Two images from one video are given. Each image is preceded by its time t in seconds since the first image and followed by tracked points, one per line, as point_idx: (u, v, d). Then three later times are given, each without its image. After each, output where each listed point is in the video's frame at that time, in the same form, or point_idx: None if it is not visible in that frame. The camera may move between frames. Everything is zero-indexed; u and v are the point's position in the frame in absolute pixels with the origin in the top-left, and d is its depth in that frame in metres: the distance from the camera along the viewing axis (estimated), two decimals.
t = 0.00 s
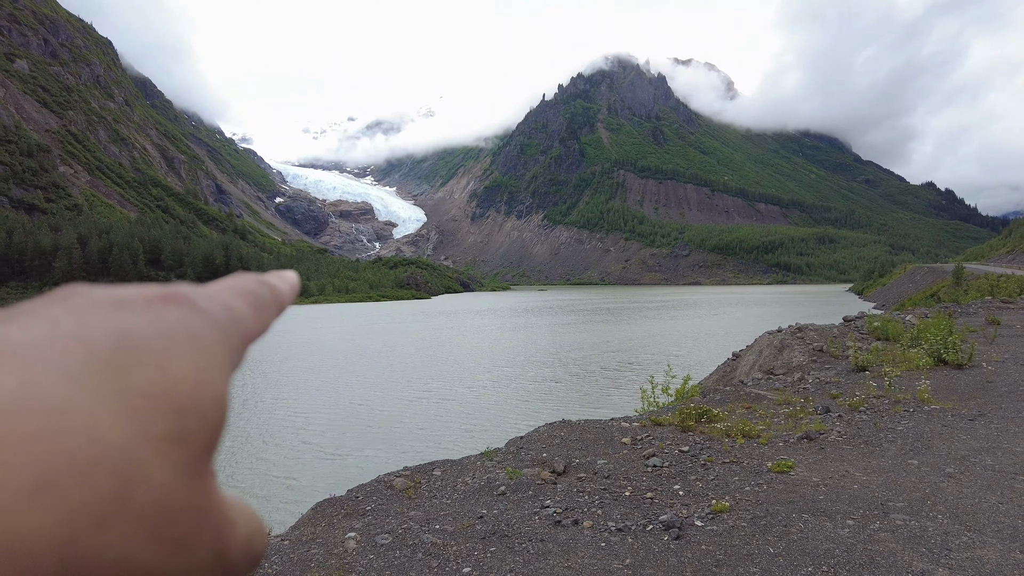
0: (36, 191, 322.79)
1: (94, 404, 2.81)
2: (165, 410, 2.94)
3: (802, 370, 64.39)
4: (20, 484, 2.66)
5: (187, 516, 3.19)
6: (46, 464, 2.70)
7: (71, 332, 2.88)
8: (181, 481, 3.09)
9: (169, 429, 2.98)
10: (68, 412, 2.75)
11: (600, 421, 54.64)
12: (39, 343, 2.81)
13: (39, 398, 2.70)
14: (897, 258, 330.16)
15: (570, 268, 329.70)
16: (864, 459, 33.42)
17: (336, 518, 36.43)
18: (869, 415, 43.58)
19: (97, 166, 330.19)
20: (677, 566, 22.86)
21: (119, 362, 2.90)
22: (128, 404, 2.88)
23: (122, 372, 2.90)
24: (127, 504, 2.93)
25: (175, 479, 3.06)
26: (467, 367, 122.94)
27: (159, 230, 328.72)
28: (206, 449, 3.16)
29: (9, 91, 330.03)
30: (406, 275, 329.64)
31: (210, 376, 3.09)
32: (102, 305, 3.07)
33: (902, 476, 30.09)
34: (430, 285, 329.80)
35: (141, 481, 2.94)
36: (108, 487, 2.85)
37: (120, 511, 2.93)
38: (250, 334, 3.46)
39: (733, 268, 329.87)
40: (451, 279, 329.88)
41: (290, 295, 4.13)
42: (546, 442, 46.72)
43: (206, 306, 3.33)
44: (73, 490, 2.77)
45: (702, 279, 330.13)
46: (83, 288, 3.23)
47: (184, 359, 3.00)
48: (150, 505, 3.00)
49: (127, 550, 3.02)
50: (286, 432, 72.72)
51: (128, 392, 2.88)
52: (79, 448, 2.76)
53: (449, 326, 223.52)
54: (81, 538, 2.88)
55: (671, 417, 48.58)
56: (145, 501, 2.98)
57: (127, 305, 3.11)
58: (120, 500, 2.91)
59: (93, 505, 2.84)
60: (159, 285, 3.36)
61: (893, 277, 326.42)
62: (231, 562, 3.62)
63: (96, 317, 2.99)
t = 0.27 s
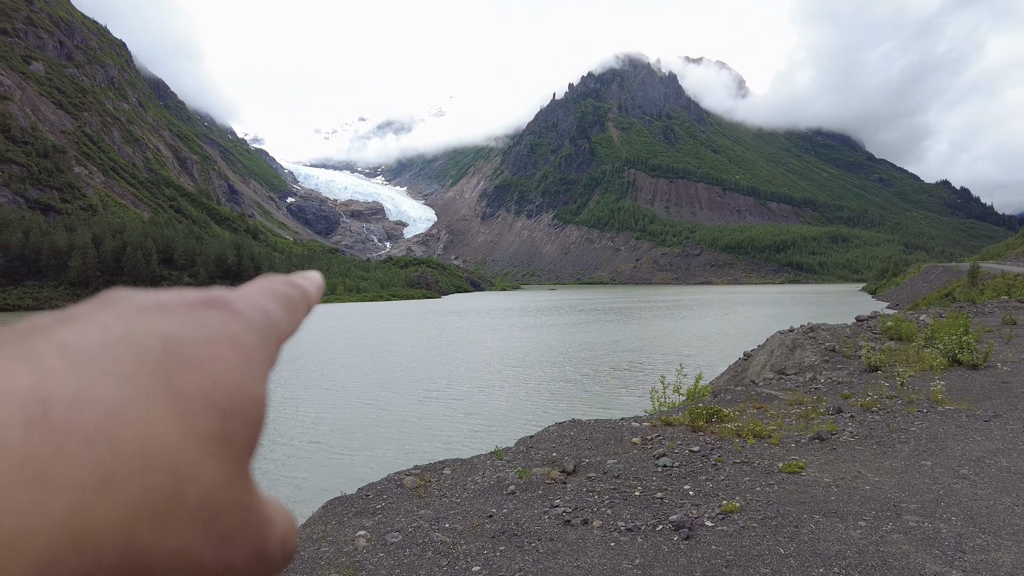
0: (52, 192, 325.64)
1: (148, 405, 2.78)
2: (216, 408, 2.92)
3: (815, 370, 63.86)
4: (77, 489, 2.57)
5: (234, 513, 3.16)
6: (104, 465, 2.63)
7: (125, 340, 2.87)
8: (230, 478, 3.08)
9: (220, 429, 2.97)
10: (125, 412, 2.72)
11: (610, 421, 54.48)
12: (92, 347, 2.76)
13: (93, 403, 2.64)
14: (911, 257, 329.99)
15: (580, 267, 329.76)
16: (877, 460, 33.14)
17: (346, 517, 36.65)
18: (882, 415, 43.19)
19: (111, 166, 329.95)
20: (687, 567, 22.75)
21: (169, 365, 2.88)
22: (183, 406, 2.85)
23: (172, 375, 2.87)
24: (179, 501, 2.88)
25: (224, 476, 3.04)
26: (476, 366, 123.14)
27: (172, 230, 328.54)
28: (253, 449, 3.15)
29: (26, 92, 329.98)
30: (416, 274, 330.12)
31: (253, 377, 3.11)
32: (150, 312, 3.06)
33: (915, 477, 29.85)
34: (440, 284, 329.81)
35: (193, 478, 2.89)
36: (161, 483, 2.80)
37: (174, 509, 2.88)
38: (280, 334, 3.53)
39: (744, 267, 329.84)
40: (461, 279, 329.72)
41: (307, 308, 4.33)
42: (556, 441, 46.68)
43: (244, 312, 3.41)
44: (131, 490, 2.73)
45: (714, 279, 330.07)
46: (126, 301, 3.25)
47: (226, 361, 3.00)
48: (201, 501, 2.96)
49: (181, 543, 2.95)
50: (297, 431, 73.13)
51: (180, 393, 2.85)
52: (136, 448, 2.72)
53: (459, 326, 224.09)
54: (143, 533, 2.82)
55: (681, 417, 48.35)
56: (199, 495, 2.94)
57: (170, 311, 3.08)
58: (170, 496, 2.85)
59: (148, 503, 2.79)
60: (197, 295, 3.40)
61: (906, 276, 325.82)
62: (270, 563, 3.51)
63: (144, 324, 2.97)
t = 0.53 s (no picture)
0: (65, 194, 327.47)
1: (176, 420, 2.54)
2: (244, 422, 2.73)
3: (825, 370, 63.37)
4: (104, 505, 2.36)
5: (257, 521, 3.02)
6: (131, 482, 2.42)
7: (153, 348, 2.59)
8: (255, 491, 2.91)
9: (246, 440, 2.77)
10: (152, 428, 2.48)
11: (619, 421, 54.35)
12: (120, 357, 2.51)
13: (120, 419, 2.40)
14: (924, 256, 330.02)
15: (589, 267, 329.84)
16: (889, 461, 32.84)
17: (356, 515, 36.88)
18: (894, 416, 42.84)
19: (123, 166, 330.03)
20: (696, 568, 22.67)
21: (200, 376, 2.64)
22: (213, 421, 2.63)
23: (204, 386, 2.63)
24: (205, 515, 2.69)
25: (251, 487, 2.88)
26: (484, 366, 123.23)
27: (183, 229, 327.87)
28: (277, 458, 2.99)
29: (39, 92, 330.06)
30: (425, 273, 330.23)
31: (279, 387, 2.92)
32: (178, 320, 2.78)
33: (928, 478, 29.62)
34: (450, 284, 329.84)
35: (221, 492, 2.71)
36: (191, 498, 2.61)
37: (201, 524, 2.69)
38: (302, 339, 3.34)
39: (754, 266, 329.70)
40: (470, 278, 329.72)
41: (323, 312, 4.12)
42: (565, 441, 46.68)
43: (267, 320, 3.19)
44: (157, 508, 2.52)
45: (723, 278, 329.96)
46: (149, 304, 2.95)
47: (256, 371, 2.81)
48: (228, 513, 2.78)
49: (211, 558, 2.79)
50: (307, 430, 73.48)
51: (209, 407, 2.63)
52: (166, 465, 2.50)
53: (468, 325, 224.47)
54: (171, 547, 2.62)
55: (691, 417, 48.13)
56: (226, 509, 2.76)
57: (198, 321, 2.83)
58: (199, 507, 2.64)
59: (176, 520, 2.59)
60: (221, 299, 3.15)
61: (919, 276, 325.01)
62: (291, 570, 3.36)
63: (174, 333, 2.69)
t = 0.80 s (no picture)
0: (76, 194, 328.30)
1: (240, 405, 2.57)
2: (302, 410, 2.75)
3: (835, 370, 62.98)
4: (179, 487, 2.39)
5: (323, 512, 2.98)
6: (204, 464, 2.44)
7: (217, 335, 2.66)
8: (318, 479, 2.90)
9: (306, 425, 2.80)
10: (216, 412, 2.49)
11: (627, 421, 54.27)
12: (185, 342, 2.57)
13: (190, 402, 2.44)
14: (935, 255, 329.95)
15: (597, 266, 329.74)
16: (899, 461, 32.63)
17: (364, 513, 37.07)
18: (905, 415, 42.55)
19: (134, 166, 330.07)
20: (705, 567, 22.63)
21: (259, 363, 2.68)
22: (272, 409, 2.65)
23: (264, 370, 2.68)
24: (273, 500, 2.68)
25: (314, 476, 2.87)
26: (492, 365, 123.38)
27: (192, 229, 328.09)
28: (338, 447, 2.97)
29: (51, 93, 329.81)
30: (434, 271, 329.83)
31: (336, 377, 2.92)
32: (237, 309, 2.85)
33: (939, 479, 29.42)
34: (458, 283, 329.81)
35: (288, 477, 2.73)
36: (259, 483, 2.62)
37: (271, 511, 2.69)
38: (352, 328, 3.31)
39: (764, 265, 329.50)
40: (478, 277, 329.78)
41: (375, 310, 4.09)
42: (573, 440, 46.71)
43: (318, 308, 3.20)
44: (228, 491, 2.53)
45: (732, 277, 329.87)
46: (209, 298, 3.06)
47: (311, 361, 2.83)
48: (294, 499, 2.77)
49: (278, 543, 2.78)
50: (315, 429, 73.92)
51: (271, 390, 2.67)
52: (235, 449, 2.52)
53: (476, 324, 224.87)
54: (241, 533, 2.61)
55: (700, 417, 48.00)
56: (293, 496, 2.77)
57: (258, 310, 2.88)
58: (266, 494, 2.65)
59: (244, 505, 2.57)
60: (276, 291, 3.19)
61: (929, 275, 324.23)
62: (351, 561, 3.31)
63: (233, 320, 2.75)
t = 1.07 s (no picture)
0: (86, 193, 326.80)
1: (237, 420, 2.60)
2: (302, 423, 2.82)
3: (844, 370, 62.59)
4: (182, 500, 2.42)
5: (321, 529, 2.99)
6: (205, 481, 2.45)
7: (218, 350, 2.72)
8: (319, 494, 2.97)
9: (305, 440, 2.87)
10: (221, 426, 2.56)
11: (635, 421, 54.19)
12: (185, 357, 2.62)
13: (198, 416, 2.51)
14: (946, 255, 330.03)
15: (605, 266, 329.79)
16: (910, 463, 32.43)
17: (373, 512, 37.18)
18: (915, 416, 42.29)
19: (144, 166, 329.88)
20: (714, 567, 22.59)
21: (259, 380, 2.75)
22: (274, 424, 2.72)
23: (263, 389, 2.75)
24: (276, 516, 2.73)
25: (313, 491, 2.91)
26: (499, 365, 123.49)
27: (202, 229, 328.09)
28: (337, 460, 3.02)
29: (62, 95, 329.85)
30: (442, 271, 330.02)
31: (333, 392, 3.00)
32: (238, 325, 2.92)
33: (950, 480, 29.17)
34: (466, 283, 329.80)
35: (286, 492, 2.76)
36: (259, 499, 2.65)
37: (270, 526, 2.71)
38: (352, 349, 3.40)
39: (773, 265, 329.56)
40: (485, 277, 329.89)
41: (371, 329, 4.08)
42: (580, 440, 46.72)
43: (320, 327, 3.32)
44: (232, 503, 2.58)
45: (741, 277, 329.90)
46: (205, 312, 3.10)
47: (310, 377, 2.91)
48: (296, 513, 2.80)
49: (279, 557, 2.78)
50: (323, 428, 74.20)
51: (270, 405, 2.74)
52: (237, 464, 2.58)
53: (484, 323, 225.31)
54: (243, 546, 2.64)
55: (708, 417, 47.84)
56: (294, 510, 2.80)
57: (258, 327, 2.96)
58: (268, 508, 2.68)
59: (246, 517, 2.60)
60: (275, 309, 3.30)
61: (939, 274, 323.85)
62: None
63: (236, 338, 2.84)
